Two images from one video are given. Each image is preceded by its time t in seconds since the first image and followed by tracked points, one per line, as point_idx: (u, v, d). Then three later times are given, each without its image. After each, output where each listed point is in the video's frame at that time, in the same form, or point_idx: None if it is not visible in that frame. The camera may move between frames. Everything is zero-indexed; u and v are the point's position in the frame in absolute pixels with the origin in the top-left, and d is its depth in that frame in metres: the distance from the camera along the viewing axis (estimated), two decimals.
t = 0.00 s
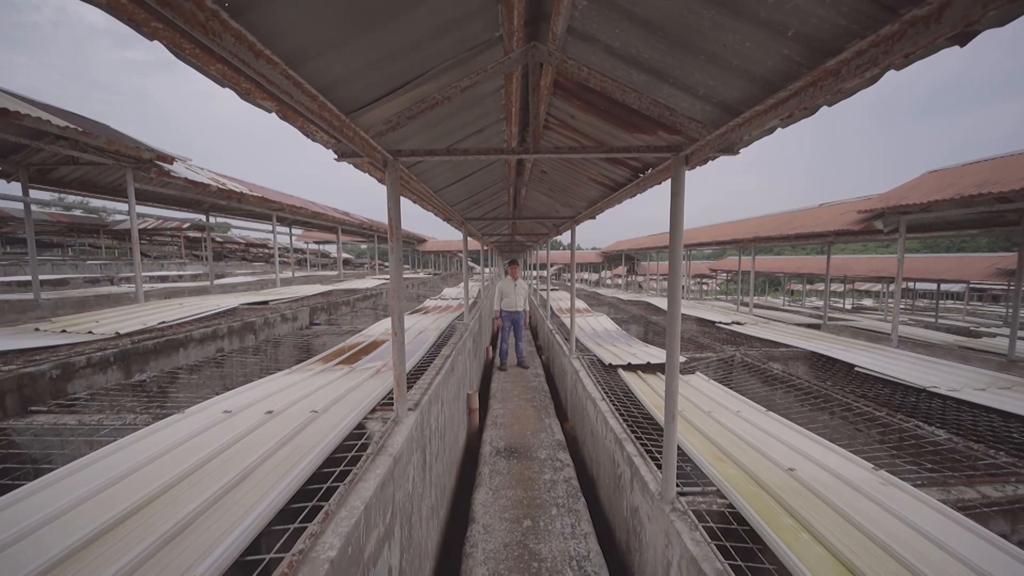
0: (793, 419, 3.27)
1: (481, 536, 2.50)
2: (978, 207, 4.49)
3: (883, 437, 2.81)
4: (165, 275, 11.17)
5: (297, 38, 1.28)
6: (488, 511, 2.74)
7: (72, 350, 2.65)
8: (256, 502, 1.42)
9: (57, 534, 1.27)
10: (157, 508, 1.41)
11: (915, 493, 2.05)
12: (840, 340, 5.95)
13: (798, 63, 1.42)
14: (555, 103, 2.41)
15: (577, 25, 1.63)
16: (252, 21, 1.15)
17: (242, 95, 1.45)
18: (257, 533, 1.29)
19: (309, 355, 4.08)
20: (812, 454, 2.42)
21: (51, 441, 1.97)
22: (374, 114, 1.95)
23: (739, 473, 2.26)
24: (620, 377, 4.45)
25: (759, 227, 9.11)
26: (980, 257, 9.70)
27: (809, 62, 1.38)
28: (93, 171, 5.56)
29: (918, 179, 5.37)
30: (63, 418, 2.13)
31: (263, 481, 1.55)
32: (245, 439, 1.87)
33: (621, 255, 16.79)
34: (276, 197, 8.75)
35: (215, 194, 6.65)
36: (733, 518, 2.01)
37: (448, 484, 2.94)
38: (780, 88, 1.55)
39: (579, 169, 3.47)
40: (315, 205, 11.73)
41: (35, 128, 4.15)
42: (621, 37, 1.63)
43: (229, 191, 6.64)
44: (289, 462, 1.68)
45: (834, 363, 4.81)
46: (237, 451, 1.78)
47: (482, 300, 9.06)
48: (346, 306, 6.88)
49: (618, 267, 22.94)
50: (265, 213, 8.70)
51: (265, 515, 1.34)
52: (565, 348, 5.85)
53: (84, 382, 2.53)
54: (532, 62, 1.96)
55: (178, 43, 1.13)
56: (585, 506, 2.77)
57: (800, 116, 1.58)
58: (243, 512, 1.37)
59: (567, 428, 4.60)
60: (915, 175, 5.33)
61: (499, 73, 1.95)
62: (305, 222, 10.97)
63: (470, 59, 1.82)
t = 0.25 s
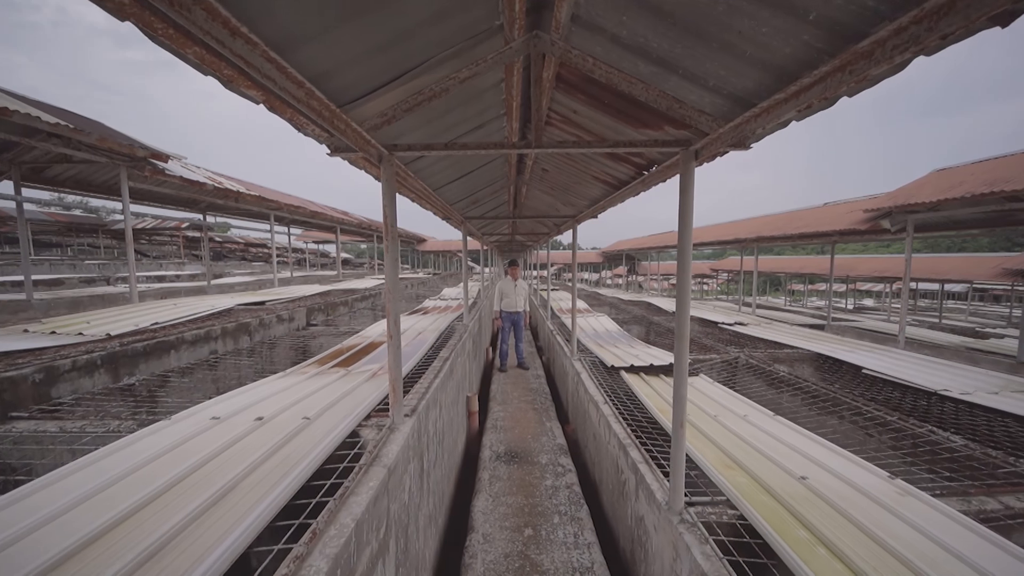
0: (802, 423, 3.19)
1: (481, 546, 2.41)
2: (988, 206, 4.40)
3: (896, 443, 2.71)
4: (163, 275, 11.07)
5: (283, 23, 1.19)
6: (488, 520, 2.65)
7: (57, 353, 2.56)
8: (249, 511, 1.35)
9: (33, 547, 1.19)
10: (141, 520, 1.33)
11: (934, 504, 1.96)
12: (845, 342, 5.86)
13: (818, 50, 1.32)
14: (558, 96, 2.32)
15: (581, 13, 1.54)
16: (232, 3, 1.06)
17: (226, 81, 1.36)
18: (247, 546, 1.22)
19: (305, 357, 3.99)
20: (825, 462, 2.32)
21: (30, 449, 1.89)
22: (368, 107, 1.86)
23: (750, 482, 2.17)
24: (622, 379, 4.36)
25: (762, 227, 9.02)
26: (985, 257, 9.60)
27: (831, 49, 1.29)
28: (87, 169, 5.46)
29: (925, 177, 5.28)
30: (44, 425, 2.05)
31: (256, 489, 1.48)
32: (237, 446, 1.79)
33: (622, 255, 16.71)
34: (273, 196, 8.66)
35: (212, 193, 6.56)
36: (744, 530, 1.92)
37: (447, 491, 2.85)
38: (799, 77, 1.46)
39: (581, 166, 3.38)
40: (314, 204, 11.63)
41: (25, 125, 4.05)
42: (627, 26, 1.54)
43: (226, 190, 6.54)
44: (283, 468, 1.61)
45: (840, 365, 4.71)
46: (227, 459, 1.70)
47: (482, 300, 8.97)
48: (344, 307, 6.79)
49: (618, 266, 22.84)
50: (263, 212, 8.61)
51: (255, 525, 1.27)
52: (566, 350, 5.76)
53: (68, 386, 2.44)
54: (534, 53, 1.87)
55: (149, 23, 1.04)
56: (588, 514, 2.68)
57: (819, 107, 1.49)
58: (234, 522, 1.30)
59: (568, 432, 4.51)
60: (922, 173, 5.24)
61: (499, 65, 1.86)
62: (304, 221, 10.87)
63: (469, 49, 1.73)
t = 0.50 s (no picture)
0: (807, 426, 3.13)
1: (480, 553, 2.35)
2: (994, 205, 4.34)
3: (906, 448, 2.65)
4: (161, 275, 11.01)
5: (271, 12, 1.13)
6: (487, 526, 2.59)
7: (46, 355, 2.50)
8: (242, 519, 1.32)
9: (15, 557, 1.14)
10: (131, 528, 1.29)
11: (946, 511, 1.90)
12: (849, 342, 5.80)
13: (832, 40, 1.26)
14: (560, 91, 2.26)
15: (584, 4, 1.48)
16: None
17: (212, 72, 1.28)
18: (238, 557, 1.19)
19: (302, 358, 3.93)
20: (833, 466, 2.27)
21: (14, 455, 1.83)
22: (363, 102, 1.80)
23: (755, 488, 2.12)
24: (624, 380, 4.30)
25: (764, 227, 8.96)
26: (988, 257, 9.54)
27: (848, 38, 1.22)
28: (83, 167, 5.41)
29: (930, 176, 5.22)
30: (30, 430, 1.99)
31: (250, 495, 1.45)
32: (231, 450, 1.76)
33: (623, 254, 16.64)
34: (272, 195, 8.60)
35: (209, 192, 6.50)
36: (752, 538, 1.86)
37: (446, 495, 2.79)
38: (811, 69, 1.39)
39: (583, 164, 3.32)
40: (314, 203, 11.56)
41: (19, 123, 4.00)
42: (631, 17, 1.47)
43: (224, 189, 6.48)
44: (278, 474, 1.58)
45: (844, 366, 4.66)
46: (221, 463, 1.66)
47: (482, 300, 8.92)
48: (342, 307, 6.73)
49: (619, 266, 22.78)
50: (261, 212, 8.55)
51: (247, 536, 1.23)
52: (567, 350, 5.71)
53: (58, 390, 2.39)
54: (536, 46, 1.81)
55: (127, 9, 0.97)
56: (590, 519, 2.63)
57: (832, 100, 1.42)
58: (226, 531, 1.27)
59: (569, 434, 4.45)
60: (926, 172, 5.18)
61: (498, 58, 1.79)
62: (303, 221, 10.81)
63: (467, 42, 1.66)
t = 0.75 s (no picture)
0: (815, 430, 3.05)
1: (479, 563, 2.27)
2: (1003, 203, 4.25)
3: (919, 454, 2.56)
4: (158, 275, 10.93)
5: None
6: (486, 534, 2.50)
7: (29, 358, 2.42)
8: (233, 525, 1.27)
9: None
10: (114, 539, 1.23)
11: (965, 521, 1.82)
12: (854, 343, 5.72)
13: (854, 24, 1.16)
14: (562, 83, 2.17)
15: None
16: None
17: (187, 55, 1.17)
18: (227, 566, 1.13)
19: (296, 360, 3.85)
20: (846, 474, 2.18)
21: None
22: (355, 95, 1.71)
23: (765, 496, 2.04)
24: (626, 382, 4.21)
25: (766, 226, 8.88)
26: (991, 256, 9.46)
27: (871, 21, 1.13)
28: (76, 166, 5.33)
29: (936, 174, 5.13)
30: (8, 437, 1.91)
31: (242, 501, 1.39)
32: (220, 457, 1.69)
33: (623, 254, 16.53)
34: (269, 194, 8.52)
35: (205, 190, 6.40)
36: (763, 551, 1.78)
37: (443, 502, 2.70)
38: (830, 56, 1.30)
39: (584, 160, 3.23)
40: (312, 203, 11.46)
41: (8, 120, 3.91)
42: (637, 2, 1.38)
43: (220, 188, 6.40)
44: (271, 479, 1.53)
45: (850, 368, 4.57)
46: (209, 471, 1.59)
47: (482, 300, 8.83)
48: (340, 308, 6.65)
49: (619, 266, 22.68)
50: (258, 211, 8.47)
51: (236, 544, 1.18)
52: (567, 351, 5.62)
53: (40, 394, 2.30)
54: (536, 34, 1.72)
55: None
56: (592, 528, 2.54)
57: (852, 89, 1.33)
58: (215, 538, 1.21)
59: (570, 436, 4.37)
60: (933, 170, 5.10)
61: (496, 48, 1.70)
62: (301, 220, 10.72)
63: (464, 30, 1.57)
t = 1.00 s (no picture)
0: (821, 433, 2.98)
1: (477, 571, 2.20)
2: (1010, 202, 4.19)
3: (930, 460, 2.49)
4: (156, 275, 10.88)
5: None
6: (485, 541, 2.44)
7: (16, 360, 2.36)
8: (226, 531, 1.23)
9: None
10: (101, 545, 1.18)
11: (981, 530, 1.75)
12: (857, 343, 5.66)
13: (874, 11, 1.09)
14: (563, 77, 2.11)
15: None
16: None
17: (167, 43, 1.09)
18: None
19: (293, 361, 3.78)
20: (857, 481, 2.11)
21: None
22: (348, 88, 1.64)
23: (772, 503, 1.98)
24: (628, 384, 4.14)
25: (768, 225, 8.82)
26: (993, 257, 9.41)
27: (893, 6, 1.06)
28: (71, 164, 5.27)
29: (942, 173, 5.07)
30: None
31: (235, 507, 1.35)
32: (208, 463, 1.62)
33: (624, 254, 16.47)
34: (268, 194, 8.46)
35: (202, 189, 6.34)
36: (772, 561, 1.72)
37: (441, 508, 2.64)
38: (846, 44, 1.23)
39: (585, 158, 3.17)
40: (311, 202, 11.39)
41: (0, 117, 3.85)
42: None
43: (217, 187, 6.34)
44: (267, 482, 1.49)
45: (854, 369, 4.51)
46: (196, 478, 1.53)
47: (482, 300, 8.77)
48: (338, 308, 6.59)
49: (619, 266, 22.62)
50: (256, 210, 8.41)
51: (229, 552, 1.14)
52: (568, 352, 5.56)
53: (26, 398, 2.24)
54: (537, 25, 1.65)
55: None
56: (594, 534, 2.48)
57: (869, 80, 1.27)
58: (207, 545, 1.18)
59: (571, 439, 4.30)
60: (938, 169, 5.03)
61: (495, 39, 1.63)
62: (300, 220, 10.66)
63: (461, 22, 1.50)
